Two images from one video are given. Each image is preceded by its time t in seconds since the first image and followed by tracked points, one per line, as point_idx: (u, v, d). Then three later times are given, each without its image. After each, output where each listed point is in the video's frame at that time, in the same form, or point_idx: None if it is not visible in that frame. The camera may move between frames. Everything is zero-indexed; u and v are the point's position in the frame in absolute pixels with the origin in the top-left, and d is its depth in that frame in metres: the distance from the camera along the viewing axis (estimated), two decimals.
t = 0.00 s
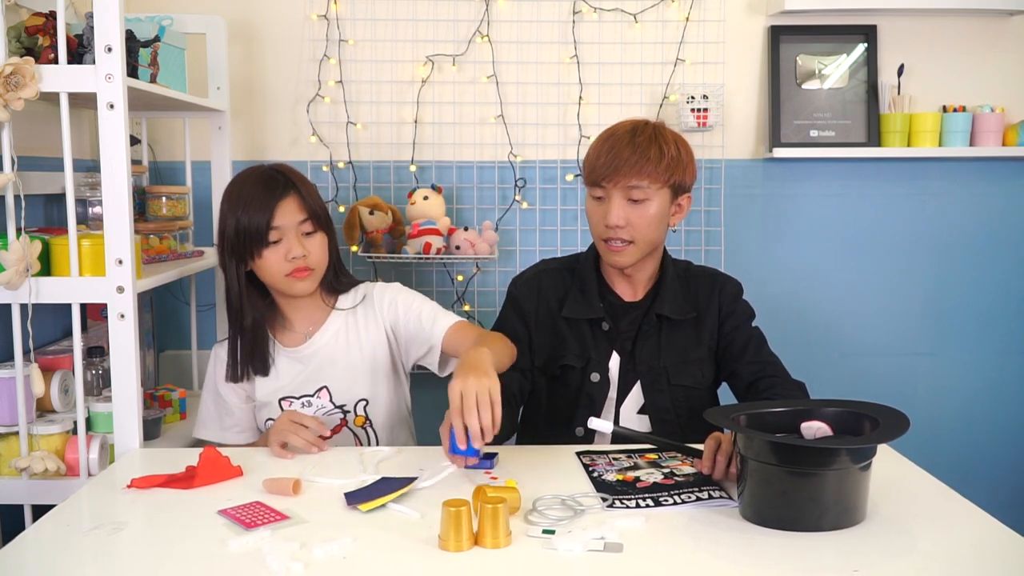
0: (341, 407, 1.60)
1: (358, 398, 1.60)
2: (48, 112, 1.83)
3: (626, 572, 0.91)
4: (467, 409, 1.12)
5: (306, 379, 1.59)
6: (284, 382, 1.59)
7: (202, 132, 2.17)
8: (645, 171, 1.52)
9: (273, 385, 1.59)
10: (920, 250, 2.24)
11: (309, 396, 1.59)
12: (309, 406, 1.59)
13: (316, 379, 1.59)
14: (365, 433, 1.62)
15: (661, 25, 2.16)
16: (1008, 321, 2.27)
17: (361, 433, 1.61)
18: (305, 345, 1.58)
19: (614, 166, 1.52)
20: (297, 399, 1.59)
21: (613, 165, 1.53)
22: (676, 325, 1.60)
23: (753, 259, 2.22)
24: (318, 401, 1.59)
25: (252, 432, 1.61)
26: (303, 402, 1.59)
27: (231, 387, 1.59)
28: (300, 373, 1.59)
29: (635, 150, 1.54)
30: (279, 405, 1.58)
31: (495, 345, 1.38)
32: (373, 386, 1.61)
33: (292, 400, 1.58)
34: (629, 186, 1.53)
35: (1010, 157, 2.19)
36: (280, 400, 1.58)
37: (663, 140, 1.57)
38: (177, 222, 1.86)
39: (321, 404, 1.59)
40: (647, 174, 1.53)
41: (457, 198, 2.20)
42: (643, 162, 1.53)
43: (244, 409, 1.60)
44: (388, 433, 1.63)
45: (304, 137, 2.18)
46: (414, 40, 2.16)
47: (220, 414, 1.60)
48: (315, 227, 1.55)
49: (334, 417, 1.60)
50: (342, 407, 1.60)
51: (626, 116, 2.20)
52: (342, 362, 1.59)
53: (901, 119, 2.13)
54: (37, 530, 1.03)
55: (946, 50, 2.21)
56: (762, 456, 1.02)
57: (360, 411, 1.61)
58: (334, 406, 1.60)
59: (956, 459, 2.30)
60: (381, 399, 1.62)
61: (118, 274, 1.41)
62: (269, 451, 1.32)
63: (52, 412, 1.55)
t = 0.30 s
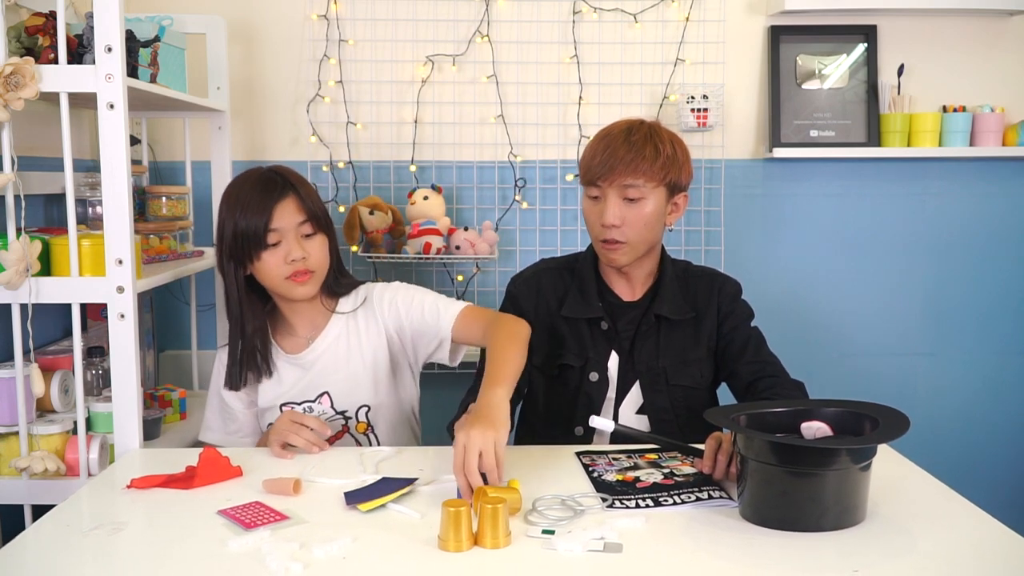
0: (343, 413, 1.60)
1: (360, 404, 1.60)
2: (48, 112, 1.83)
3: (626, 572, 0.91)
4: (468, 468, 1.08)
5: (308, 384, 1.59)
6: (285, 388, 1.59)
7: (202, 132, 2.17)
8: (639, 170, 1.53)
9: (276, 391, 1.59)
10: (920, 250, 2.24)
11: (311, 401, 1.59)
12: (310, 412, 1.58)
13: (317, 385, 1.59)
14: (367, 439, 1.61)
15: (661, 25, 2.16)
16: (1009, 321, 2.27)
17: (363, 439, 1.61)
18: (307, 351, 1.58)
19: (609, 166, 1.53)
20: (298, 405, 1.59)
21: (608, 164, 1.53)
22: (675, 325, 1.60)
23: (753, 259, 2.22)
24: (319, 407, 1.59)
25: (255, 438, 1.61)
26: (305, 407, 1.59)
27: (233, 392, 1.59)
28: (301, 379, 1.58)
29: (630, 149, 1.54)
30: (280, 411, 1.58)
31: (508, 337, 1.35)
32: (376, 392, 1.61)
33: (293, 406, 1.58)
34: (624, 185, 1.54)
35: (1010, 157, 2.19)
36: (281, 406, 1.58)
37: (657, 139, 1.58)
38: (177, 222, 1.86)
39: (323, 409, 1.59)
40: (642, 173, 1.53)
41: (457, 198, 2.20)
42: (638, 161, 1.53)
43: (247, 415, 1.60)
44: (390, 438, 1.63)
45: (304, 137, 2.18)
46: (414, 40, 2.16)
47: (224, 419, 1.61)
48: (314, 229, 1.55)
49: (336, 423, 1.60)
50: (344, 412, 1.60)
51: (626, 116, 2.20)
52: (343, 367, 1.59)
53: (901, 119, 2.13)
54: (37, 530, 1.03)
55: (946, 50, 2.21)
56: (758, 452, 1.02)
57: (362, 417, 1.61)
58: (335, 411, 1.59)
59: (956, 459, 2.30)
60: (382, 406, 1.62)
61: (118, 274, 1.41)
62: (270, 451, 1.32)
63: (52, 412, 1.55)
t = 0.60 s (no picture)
0: (346, 416, 1.60)
1: (363, 407, 1.60)
2: (48, 112, 1.83)
3: (627, 573, 0.91)
4: (439, 455, 1.08)
5: (311, 388, 1.58)
6: (287, 391, 1.58)
7: (202, 132, 2.16)
8: (638, 166, 1.53)
9: (278, 392, 1.59)
10: (920, 250, 2.24)
11: (313, 405, 1.59)
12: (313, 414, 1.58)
13: (320, 388, 1.59)
14: (370, 442, 1.61)
15: (661, 25, 2.16)
16: (1009, 321, 2.27)
17: (366, 441, 1.61)
18: (309, 354, 1.58)
19: (608, 161, 1.53)
20: (300, 407, 1.58)
21: (607, 160, 1.53)
22: (673, 325, 1.60)
23: (752, 259, 2.22)
24: (323, 410, 1.59)
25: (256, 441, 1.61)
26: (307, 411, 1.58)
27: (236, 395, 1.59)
28: (304, 382, 1.58)
29: (629, 146, 1.54)
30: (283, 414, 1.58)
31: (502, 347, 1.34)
32: (379, 395, 1.61)
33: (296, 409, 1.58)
34: (623, 180, 1.54)
35: (1010, 157, 2.19)
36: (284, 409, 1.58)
37: (656, 136, 1.58)
38: (177, 222, 1.86)
39: (326, 413, 1.59)
40: (641, 169, 1.54)
41: (457, 198, 2.20)
42: (637, 157, 1.54)
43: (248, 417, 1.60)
44: (392, 441, 1.64)
45: (304, 137, 2.18)
46: (414, 40, 2.16)
47: (224, 421, 1.60)
48: (319, 231, 1.55)
49: (339, 426, 1.60)
50: (346, 415, 1.60)
51: (626, 116, 2.20)
52: (346, 370, 1.59)
53: (901, 119, 2.13)
54: (37, 530, 1.03)
55: (946, 50, 2.21)
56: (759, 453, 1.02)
57: (365, 420, 1.61)
58: (338, 414, 1.59)
59: (956, 459, 2.30)
60: (385, 410, 1.62)
61: (118, 274, 1.41)
62: (270, 451, 1.32)
63: (52, 412, 1.55)
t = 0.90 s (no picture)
0: (343, 417, 1.60)
1: (361, 408, 1.60)
2: (48, 112, 1.83)
3: (627, 573, 0.92)
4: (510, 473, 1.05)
5: (308, 388, 1.58)
6: (285, 391, 1.58)
7: (202, 132, 2.16)
8: (642, 168, 1.53)
9: (276, 392, 1.58)
10: (920, 250, 2.24)
11: (311, 405, 1.59)
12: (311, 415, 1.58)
13: (318, 389, 1.59)
14: (368, 444, 1.61)
15: (661, 24, 2.16)
16: (1009, 321, 2.27)
17: (363, 443, 1.61)
18: (307, 354, 1.58)
19: (612, 163, 1.53)
20: (298, 407, 1.58)
21: (610, 162, 1.53)
22: (673, 325, 1.60)
23: (752, 259, 2.22)
24: (320, 410, 1.59)
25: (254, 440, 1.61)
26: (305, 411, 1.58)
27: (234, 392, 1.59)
28: (302, 382, 1.58)
29: (633, 148, 1.54)
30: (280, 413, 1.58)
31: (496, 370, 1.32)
32: (377, 396, 1.61)
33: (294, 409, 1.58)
34: (626, 182, 1.54)
35: (1010, 157, 2.19)
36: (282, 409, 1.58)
37: (660, 139, 1.58)
38: (177, 222, 1.86)
39: (323, 413, 1.59)
40: (644, 171, 1.54)
41: (457, 198, 2.20)
42: (640, 159, 1.54)
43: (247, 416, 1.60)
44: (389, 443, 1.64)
45: (304, 137, 2.18)
46: (414, 40, 2.16)
47: (224, 418, 1.61)
48: (317, 229, 1.55)
49: (336, 426, 1.60)
50: (344, 416, 1.60)
51: (626, 116, 2.20)
52: (344, 371, 1.59)
53: (901, 119, 2.13)
54: (37, 530, 1.03)
55: (946, 50, 2.21)
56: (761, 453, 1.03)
57: (363, 421, 1.61)
58: (335, 415, 1.59)
59: (957, 459, 2.30)
60: (383, 411, 1.62)
61: (118, 274, 1.41)
62: (270, 451, 1.32)
63: (52, 412, 1.55)
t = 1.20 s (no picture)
0: (346, 416, 1.60)
1: (364, 407, 1.60)
2: (48, 112, 1.83)
3: (628, 573, 0.91)
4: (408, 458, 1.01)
5: (312, 387, 1.58)
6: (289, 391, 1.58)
7: (202, 132, 2.16)
8: (651, 171, 1.53)
9: (280, 390, 1.59)
10: (920, 250, 2.24)
11: (315, 404, 1.59)
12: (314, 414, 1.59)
13: (321, 389, 1.59)
14: (371, 443, 1.61)
15: (661, 24, 2.16)
16: (1009, 321, 2.27)
17: (366, 442, 1.61)
18: (310, 353, 1.57)
19: (621, 165, 1.52)
20: (302, 406, 1.59)
21: (620, 164, 1.53)
22: (678, 325, 1.60)
23: (752, 259, 2.22)
24: (324, 410, 1.59)
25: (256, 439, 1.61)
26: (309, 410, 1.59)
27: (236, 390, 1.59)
28: (306, 381, 1.58)
29: (642, 149, 1.54)
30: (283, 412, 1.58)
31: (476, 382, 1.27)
32: (380, 395, 1.61)
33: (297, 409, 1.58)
34: (635, 184, 1.54)
35: (1010, 157, 2.19)
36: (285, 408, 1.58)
37: (669, 141, 1.58)
38: (177, 222, 1.86)
39: (327, 412, 1.59)
40: (654, 173, 1.53)
41: (457, 198, 2.20)
42: (650, 161, 1.53)
43: (249, 414, 1.60)
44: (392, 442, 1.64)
45: (304, 137, 2.18)
46: (414, 40, 2.16)
47: (227, 416, 1.61)
48: (321, 225, 1.55)
49: (340, 425, 1.60)
50: (347, 415, 1.60)
51: (626, 116, 2.20)
52: (348, 371, 1.59)
53: (901, 119, 2.13)
54: (37, 530, 1.03)
55: (946, 50, 2.21)
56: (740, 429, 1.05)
57: (366, 421, 1.61)
58: (339, 414, 1.60)
59: (957, 459, 2.30)
60: (387, 410, 1.62)
61: (118, 274, 1.41)
62: (270, 451, 1.32)
63: (52, 412, 1.55)
